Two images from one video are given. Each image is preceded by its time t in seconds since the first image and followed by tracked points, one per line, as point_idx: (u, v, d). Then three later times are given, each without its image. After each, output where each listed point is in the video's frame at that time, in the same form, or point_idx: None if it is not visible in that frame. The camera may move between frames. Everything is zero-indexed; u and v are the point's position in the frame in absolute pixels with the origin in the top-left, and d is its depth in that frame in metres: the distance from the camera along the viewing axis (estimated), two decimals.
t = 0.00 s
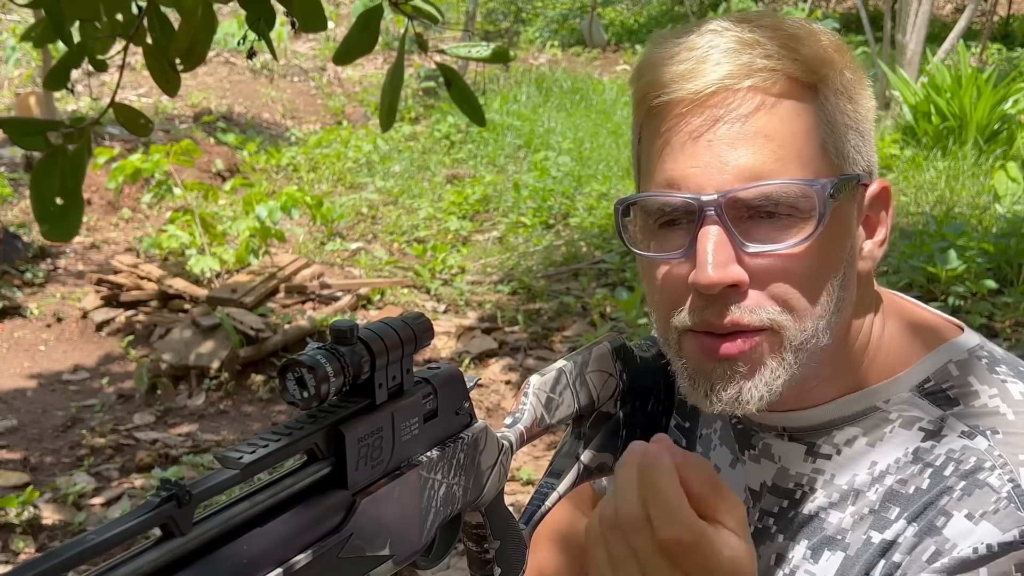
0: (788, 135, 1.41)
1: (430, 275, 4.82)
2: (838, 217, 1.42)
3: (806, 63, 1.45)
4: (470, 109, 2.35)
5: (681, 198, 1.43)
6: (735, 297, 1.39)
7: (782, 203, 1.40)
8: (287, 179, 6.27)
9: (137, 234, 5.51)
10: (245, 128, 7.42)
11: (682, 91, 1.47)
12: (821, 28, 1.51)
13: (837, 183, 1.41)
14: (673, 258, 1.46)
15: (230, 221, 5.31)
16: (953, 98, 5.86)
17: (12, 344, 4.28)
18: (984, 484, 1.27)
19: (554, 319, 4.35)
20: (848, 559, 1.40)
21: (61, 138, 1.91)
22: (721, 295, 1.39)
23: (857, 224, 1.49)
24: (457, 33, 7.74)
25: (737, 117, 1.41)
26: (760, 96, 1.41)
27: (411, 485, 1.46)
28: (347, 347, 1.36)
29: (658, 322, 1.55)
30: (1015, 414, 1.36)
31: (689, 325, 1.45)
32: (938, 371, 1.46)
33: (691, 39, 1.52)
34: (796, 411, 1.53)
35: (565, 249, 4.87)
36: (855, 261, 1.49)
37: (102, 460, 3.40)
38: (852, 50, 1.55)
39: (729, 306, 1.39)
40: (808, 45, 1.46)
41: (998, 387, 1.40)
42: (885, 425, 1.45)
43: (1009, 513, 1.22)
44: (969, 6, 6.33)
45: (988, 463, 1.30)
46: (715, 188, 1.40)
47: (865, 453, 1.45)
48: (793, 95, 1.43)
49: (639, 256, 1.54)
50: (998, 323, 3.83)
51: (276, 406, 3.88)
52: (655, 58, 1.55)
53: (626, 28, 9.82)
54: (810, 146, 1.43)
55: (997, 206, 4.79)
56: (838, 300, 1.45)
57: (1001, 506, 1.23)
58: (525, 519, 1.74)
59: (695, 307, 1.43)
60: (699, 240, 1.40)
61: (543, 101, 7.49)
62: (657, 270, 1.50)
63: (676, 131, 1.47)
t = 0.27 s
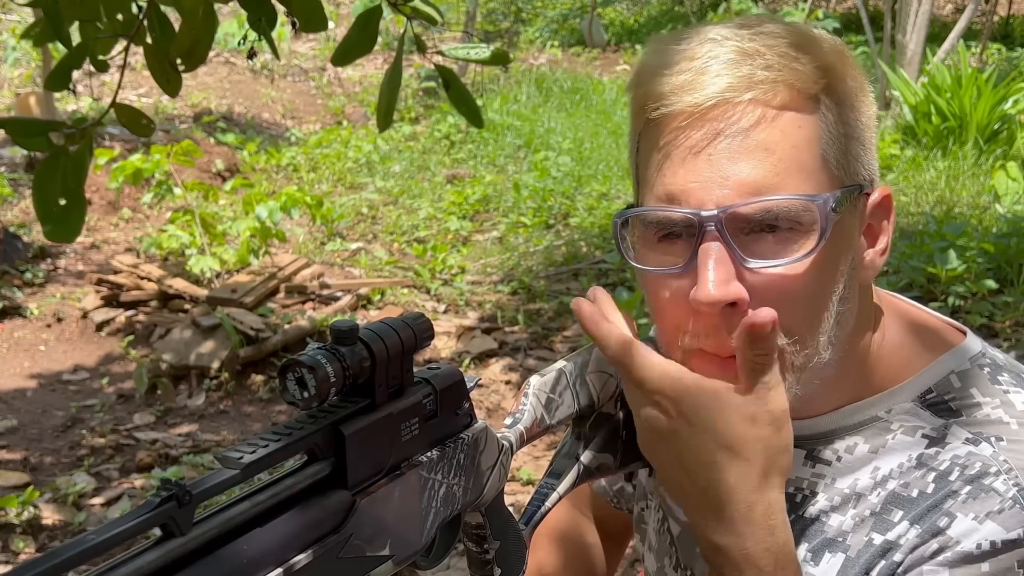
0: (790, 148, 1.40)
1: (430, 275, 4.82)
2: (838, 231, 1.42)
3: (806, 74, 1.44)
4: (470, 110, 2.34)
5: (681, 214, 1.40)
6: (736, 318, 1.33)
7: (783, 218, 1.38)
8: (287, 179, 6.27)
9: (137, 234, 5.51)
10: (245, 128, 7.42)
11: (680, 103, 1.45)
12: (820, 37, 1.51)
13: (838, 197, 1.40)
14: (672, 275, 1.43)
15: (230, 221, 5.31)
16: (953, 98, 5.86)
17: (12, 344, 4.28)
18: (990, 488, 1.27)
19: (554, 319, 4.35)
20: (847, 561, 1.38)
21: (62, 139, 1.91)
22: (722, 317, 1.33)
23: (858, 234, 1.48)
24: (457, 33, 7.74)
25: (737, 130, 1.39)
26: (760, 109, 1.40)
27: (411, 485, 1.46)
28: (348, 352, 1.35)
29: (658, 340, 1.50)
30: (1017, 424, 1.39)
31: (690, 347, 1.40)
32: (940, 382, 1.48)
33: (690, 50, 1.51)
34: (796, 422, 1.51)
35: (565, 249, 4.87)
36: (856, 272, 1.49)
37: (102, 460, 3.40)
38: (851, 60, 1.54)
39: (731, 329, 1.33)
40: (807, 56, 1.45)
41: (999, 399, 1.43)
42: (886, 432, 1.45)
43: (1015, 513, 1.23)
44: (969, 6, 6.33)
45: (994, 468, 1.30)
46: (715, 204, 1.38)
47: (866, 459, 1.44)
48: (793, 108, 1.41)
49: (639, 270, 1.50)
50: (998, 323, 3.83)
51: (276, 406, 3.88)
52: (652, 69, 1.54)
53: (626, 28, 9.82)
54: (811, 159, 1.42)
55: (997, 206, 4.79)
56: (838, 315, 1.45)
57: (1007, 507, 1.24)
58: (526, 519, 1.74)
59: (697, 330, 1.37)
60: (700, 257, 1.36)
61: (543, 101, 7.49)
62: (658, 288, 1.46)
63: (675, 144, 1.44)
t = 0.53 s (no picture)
0: (788, 145, 1.40)
1: (430, 275, 4.82)
2: (839, 228, 1.42)
3: (805, 71, 1.43)
4: (472, 109, 2.34)
5: (680, 212, 1.42)
6: (737, 313, 1.38)
7: (782, 216, 1.39)
8: (287, 179, 6.27)
9: (137, 234, 5.51)
10: (245, 128, 7.41)
11: (678, 100, 1.45)
12: (820, 35, 1.50)
13: (837, 195, 1.41)
14: (673, 272, 1.45)
15: (230, 221, 5.31)
16: (953, 98, 5.86)
17: (12, 344, 4.27)
18: (992, 501, 1.30)
19: (554, 319, 4.35)
20: (849, 570, 1.39)
21: (62, 139, 1.91)
22: (723, 311, 1.38)
23: (858, 232, 1.48)
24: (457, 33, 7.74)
25: (735, 128, 1.39)
26: (758, 105, 1.40)
27: (411, 486, 1.46)
28: (347, 351, 1.35)
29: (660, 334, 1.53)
30: (1017, 432, 1.39)
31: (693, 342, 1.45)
32: (939, 389, 1.48)
33: (688, 48, 1.51)
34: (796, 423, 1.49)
35: (565, 249, 4.87)
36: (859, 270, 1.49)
37: (102, 460, 3.40)
38: (851, 56, 1.54)
39: (732, 322, 1.38)
40: (805, 53, 1.45)
41: (999, 405, 1.43)
42: (885, 437, 1.45)
43: (1015, 527, 1.27)
44: (969, 6, 6.33)
45: (994, 480, 1.32)
46: (713, 202, 1.39)
47: (865, 464, 1.44)
48: (792, 105, 1.41)
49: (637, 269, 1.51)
50: (998, 323, 3.82)
51: (276, 406, 3.88)
52: (650, 67, 1.53)
53: (626, 28, 9.82)
54: (811, 157, 1.42)
55: (997, 206, 4.79)
56: (839, 314, 1.45)
57: (1007, 520, 1.27)
58: (525, 519, 1.74)
59: (696, 322, 1.43)
60: (699, 255, 1.39)
61: (543, 101, 7.49)
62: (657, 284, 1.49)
63: (673, 142, 1.45)
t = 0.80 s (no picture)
0: (785, 146, 1.40)
1: (430, 275, 4.82)
2: (834, 228, 1.42)
3: (802, 73, 1.43)
4: (474, 108, 2.34)
5: (674, 212, 1.41)
6: (733, 312, 1.38)
7: (777, 217, 1.39)
8: (287, 179, 6.27)
9: (137, 234, 5.51)
10: (245, 128, 7.42)
11: (674, 101, 1.45)
12: (818, 34, 1.50)
13: (833, 196, 1.40)
14: (666, 272, 1.44)
15: (230, 221, 5.31)
16: (953, 98, 5.86)
17: (12, 344, 4.27)
18: (991, 504, 1.30)
19: (554, 319, 4.35)
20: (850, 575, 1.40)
21: (64, 139, 1.91)
22: (719, 311, 1.38)
23: (855, 231, 1.48)
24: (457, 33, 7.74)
25: (729, 131, 1.39)
26: (753, 107, 1.40)
27: (411, 486, 1.46)
28: (346, 350, 1.35)
29: (653, 331, 1.53)
30: (1015, 433, 1.40)
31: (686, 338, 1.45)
32: (936, 387, 1.47)
33: (684, 48, 1.51)
34: (793, 423, 1.50)
35: (565, 249, 4.87)
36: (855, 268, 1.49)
37: (102, 460, 3.40)
38: (850, 54, 1.53)
39: (728, 321, 1.39)
40: (801, 54, 1.45)
41: (998, 405, 1.43)
42: (884, 437, 1.45)
43: (1015, 533, 1.27)
44: (969, 5, 6.33)
45: (993, 483, 1.32)
46: (707, 203, 1.39)
47: (864, 465, 1.44)
48: (787, 106, 1.41)
49: (632, 268, 1.51)
50: (998, 323, 3.82)
51: (276, 406, 3.88)
52: (646, 67, 1.53)
53: (626, 28, 9.82)
54: (809, 158, 1.41)
55: (997, 206, 4.79)
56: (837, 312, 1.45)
57: (1007, 525, 1.28)
58: (525, 519, 1.75)
59: (691, 321, 1.42)
60: (693, 255, 1.38)
61: (543, 100, 7.49)
62: (651, 281, 1.48)
63: (668, 143, 1.45)
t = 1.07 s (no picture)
0: (757, 139, 1.41)
1: (430, 275, 4.82)
2: (817, 214, 1.43)
3: (765, 67, 1.45)
4: (475, 107, 2.34)
5: (655, 219, 1.44)
6: (723, 307, 1.41)
7: (756, 209, 1.40)
8: (287, 179, 6.27)
9: (137, 233, 5.51)
10: (245, 128, 7.42)
11: (643, 114, 1.49)
12: (780, 30, 1.52)
13: (810, 181, 1.41)
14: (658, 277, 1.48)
15: (230, 221, 5.31)
16: (953, 98, 5.86)
17: (12, 344, 4.27)
18: (1007, 472, 1.25)
19: (554, 319, 4.35)
20: (867, 553, 1.37)
21: (65, 140, 1.91)
22: (708, 308, 1.40)
23: (844, 214, 1.48)
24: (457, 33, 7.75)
25: (696, 132, 1.42)
26: (720, 106, 1.42)
27: (411, 485, 1.46)
28: (346, 348, 1.35)
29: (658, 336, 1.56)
30: None
31: (683, 340, 1.47)
32: (951, 365, 1.46)
33: (650, 62, 1.54)
34: (807, 412, 1.51)
35: (565, 249, 4.87)
36: (848, 251, 1.48)
37: (102, 460, 3.40)
38: (817, 43, 1.54)
39: (717, 316, 1.41)
40: (762, 50, 1.47)
41: (1011, 381, 1.42)
42: (898, 416, 1.43)
43: None
44: (969, 5, 6.33)
45: (1009, 452, 1.29)
46: (685, 205, 1.42)
47: (879, 445, 1.43)
48: (754, 100, 1.42)
49: (632, 280, 1.57)
50: (998, 322, 3.82)
51: (276, 406, 3.88)
52: (618, 83, 1.58)
53: (626, 28, 9.83)
54: (784, 148, 1.42)
55: (997, 206, 4.79)
56: (834, 296, 1.45)
57: None
58: (526, 519, 1.76)
59: (683, 323, 1.45)
60: (680, 258, 1.42)
61: (543, 100, 7.50)
62: (648, 291, 1.52)
63: (644, 153, 1.48)
